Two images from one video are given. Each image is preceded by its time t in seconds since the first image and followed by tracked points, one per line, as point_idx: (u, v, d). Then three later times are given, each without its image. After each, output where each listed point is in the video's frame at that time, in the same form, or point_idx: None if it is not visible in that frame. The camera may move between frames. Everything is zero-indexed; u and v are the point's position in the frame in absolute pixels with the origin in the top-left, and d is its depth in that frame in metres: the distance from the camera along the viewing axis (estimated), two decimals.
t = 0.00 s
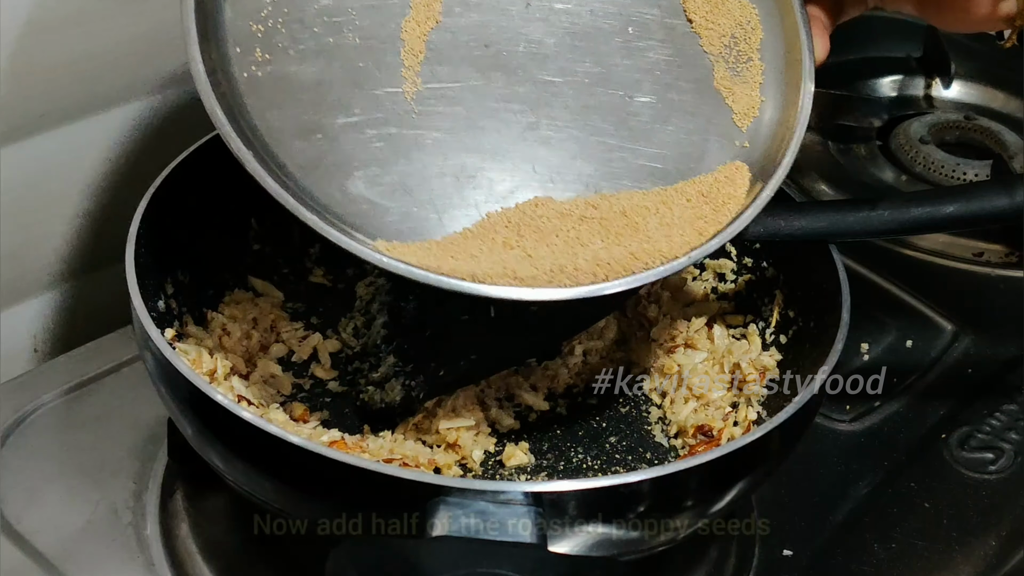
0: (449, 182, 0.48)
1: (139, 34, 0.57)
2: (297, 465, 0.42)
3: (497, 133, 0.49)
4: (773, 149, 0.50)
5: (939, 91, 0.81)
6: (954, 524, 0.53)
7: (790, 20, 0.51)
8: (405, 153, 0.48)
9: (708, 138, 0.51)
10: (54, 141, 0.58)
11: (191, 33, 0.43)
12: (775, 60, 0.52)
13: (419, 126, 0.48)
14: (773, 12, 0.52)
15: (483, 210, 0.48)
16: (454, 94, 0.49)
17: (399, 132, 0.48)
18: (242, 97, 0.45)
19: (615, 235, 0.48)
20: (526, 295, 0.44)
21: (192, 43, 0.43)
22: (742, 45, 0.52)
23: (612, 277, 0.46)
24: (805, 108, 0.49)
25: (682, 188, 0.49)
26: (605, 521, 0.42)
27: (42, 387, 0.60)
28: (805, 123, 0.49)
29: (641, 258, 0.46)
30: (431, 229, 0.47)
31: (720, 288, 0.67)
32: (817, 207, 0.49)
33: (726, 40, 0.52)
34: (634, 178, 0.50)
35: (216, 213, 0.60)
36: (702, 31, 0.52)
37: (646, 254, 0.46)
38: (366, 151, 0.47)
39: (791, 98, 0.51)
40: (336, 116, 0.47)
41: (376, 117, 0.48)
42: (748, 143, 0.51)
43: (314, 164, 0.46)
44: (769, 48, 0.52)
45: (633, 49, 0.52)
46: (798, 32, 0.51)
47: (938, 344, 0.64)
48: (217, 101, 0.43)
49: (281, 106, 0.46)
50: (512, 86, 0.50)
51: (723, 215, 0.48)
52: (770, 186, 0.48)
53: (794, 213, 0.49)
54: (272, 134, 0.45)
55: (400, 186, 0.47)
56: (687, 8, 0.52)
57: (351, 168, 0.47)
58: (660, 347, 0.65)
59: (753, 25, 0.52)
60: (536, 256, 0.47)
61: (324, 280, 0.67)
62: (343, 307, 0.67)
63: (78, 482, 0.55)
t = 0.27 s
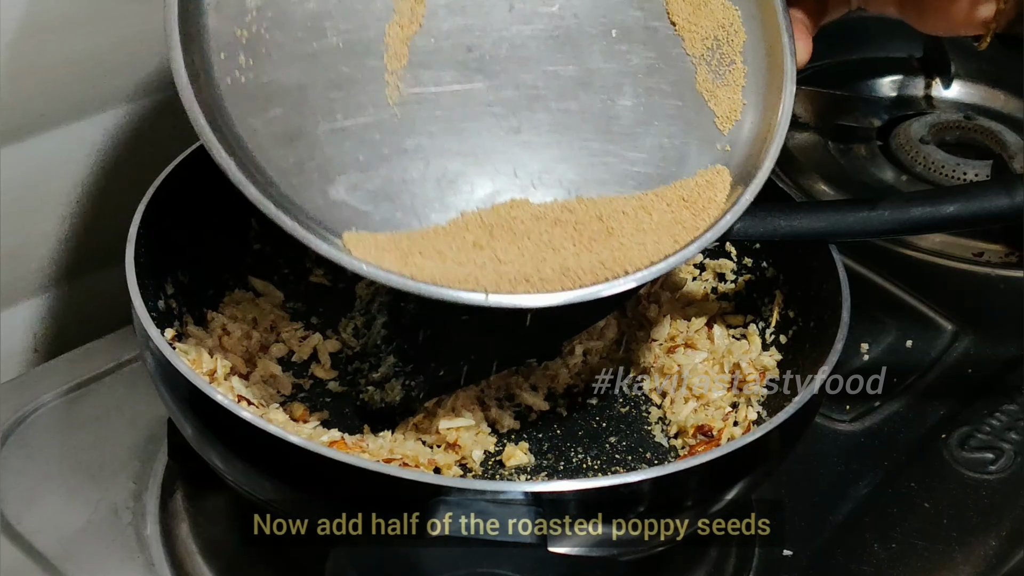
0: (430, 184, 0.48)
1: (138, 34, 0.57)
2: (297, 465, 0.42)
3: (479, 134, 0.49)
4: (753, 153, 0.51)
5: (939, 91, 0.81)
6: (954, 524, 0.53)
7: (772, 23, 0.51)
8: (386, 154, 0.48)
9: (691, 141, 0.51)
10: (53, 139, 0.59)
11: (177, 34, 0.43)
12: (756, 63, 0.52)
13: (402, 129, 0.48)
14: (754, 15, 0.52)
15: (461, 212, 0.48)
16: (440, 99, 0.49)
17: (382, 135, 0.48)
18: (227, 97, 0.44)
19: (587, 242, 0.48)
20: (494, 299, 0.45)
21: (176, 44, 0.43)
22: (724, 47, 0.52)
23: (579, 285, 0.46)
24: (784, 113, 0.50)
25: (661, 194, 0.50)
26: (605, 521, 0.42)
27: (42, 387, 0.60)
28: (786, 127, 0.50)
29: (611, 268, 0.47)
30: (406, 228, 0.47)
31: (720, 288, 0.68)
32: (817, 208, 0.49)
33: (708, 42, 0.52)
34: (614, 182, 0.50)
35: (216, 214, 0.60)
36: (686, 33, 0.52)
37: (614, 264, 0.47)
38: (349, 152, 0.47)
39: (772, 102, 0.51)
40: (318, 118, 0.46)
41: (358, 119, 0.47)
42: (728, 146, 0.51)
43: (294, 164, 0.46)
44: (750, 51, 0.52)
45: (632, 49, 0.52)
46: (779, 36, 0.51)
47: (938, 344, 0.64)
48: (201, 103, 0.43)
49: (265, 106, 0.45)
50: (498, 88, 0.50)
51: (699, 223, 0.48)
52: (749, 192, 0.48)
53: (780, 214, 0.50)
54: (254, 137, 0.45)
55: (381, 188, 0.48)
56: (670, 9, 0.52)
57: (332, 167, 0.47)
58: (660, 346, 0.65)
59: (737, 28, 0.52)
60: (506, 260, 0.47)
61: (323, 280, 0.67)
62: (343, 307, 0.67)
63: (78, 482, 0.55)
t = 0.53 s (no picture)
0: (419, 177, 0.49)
1: (137, 34, 0.57)
2: (297, 465, 0.42)
3: (467, 130, 0.50)
4: (742, 153, 0.50)
5: (939, 91, 0.81)
6: (954, 524, 0.53)
7: (767, 24, 0.50)
8: (376, 147, 0.49)
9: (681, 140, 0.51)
10: (53, 138, 0.59)
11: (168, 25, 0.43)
12: (750, 62, 0.51)
13: (391, 122, 0.49)
14: (750, 12, 0.51)
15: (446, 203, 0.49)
16: (429, 95, 0.50)
17: (369, 128, 0.49)
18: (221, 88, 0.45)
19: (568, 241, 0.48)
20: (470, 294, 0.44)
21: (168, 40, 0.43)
22: (718, 44, 0.51)
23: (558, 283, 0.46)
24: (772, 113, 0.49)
25: (647, 193, 0.50)
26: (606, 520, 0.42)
27: (42, 387, 0.60)
28: (773, 128, 0.48)
29: (590, 268, 0.47)
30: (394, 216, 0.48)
31: (720, 288, 0.67)
32: (818, 208, 0.49)
33: (701, 39, 0.52)
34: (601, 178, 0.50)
35: (216, 214, 0.60)
36: (679, 30, 0.52)
37: (594, 266, 0.47)
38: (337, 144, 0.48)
39: (762, 102, 0.50)
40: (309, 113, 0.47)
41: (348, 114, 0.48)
42: (717, 145, 0.51)
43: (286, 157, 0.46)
44: (745, 50, 0.51)
45: (631, 50, 0.52)
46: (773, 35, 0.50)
47: (938, 345, 0.64)
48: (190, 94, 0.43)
49: (259, 96, 0.46)
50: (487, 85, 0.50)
51: (685, 223, 0.48)
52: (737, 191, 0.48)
53: (770, 212, 0.50)
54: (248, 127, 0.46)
55: (370, 179, 0.48)
56: (664, 5, 0.52)
57: (322, 159, 0.47)
58: (660, 346, 0.65)
59: (729, 24, 0.51)
60: (485, 257, 0.47)
61: (324, 281, 0.67)
62: (343, 307, 0.67)
63: (78, 483, 0.55)
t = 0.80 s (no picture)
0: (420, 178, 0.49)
1: (136, 33, 0.57)
2: (296, 465, 0.42)
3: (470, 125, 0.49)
4: (741, 153, 0.51)
5: (939, 91, 0.81)
6: (954, 524, 0.53)
7: (766, 22, 0.51)
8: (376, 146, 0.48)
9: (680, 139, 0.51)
10: (53, 138, 0.59)
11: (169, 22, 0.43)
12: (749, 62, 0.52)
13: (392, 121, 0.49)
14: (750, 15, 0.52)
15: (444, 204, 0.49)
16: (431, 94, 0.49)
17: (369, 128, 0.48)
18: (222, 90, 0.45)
19: (565, 249, 0.49)
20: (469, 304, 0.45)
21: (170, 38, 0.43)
22: (718, 40, 0.52)
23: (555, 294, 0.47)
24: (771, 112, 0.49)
25: (644, 197, 0.50)
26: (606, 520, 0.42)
27: (42, 387, 0.60)
28: (773, 126, 0.49)
29: (586, 278, 0.48)
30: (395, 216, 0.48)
31: (720, 288, 0.67)
32: (818, 208, 0.49)
33: (702, 33, 0.52)
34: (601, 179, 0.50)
35: (217, 214, 0.60)
36: (678, 23, 0.52)
37: (589, 276, 0.48)
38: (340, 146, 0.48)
39: (762, 99, 0.51)
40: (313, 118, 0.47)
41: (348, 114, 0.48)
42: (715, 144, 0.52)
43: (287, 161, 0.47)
44: (743, 49, 0.52)
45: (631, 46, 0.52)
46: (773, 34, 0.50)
47: (938, 345, 0.64)
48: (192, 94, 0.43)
49: (259, 100, 0.46)
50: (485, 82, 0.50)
51: (679, 231, 0.49)
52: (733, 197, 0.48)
53: (769, 211, 0.50)
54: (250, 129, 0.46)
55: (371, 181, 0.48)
56: None
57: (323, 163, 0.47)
58: (660, 346, 0.65)
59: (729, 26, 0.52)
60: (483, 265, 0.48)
61: (324, 280, 0.67)
62: (343, 307, 0.67)
63: (78, 483, 0.55)
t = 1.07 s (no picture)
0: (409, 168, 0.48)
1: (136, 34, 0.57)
2: (296, 464, 0.42)
3: (460, 119, 0.49)
4: (728, 145, 0.50)
5: (938, 91, 0.81)
6: (954, 524, 0.53)
7: (756, 15, 0.50)
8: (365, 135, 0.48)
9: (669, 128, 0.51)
10: (52, 137, 0.59)
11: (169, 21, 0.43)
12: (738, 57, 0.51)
13: (381, 110, 0.48)
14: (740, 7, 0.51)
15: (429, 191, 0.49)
16: (427, 90, 0.49)
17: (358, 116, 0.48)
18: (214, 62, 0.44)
19: (544, 239, 0.48)
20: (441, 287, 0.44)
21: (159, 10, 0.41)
22: (708, 36, 0.52)
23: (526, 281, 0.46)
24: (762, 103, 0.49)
25: (630, 186, 0.50)
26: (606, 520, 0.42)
27: (42, 387, 0.60)
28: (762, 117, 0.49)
29: (565, 266, 0.47)
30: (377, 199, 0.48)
31: (720, 288, 0.67)
32: (817, 208, 0.49)
33: (693, 30, 0.52)
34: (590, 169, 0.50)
35: (217, 214, 0.60)
36: (671, 18, 0.52)
37: (565, 266, 0.47)
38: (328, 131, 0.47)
39: (751, 93, 0.50)
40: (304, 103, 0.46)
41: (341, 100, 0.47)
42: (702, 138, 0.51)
43: (273, 140, 0.46)
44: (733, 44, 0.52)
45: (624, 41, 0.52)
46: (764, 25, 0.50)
47: (939, 345, 0.64)
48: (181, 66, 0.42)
49: (249, 78, 0.45)
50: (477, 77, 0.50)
51: (664, 221, 0.48)
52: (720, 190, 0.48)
53: (767, 211, 0.50)
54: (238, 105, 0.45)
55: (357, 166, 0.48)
56: None
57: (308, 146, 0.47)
58: (660, 346, 0.65)
59: (720, 19, 0.52)
60: (458, 253, 0.47)
61: (323, 280, 0.67)
62: (343, 307, 0.67)
63: (78, 483, 0.55)
